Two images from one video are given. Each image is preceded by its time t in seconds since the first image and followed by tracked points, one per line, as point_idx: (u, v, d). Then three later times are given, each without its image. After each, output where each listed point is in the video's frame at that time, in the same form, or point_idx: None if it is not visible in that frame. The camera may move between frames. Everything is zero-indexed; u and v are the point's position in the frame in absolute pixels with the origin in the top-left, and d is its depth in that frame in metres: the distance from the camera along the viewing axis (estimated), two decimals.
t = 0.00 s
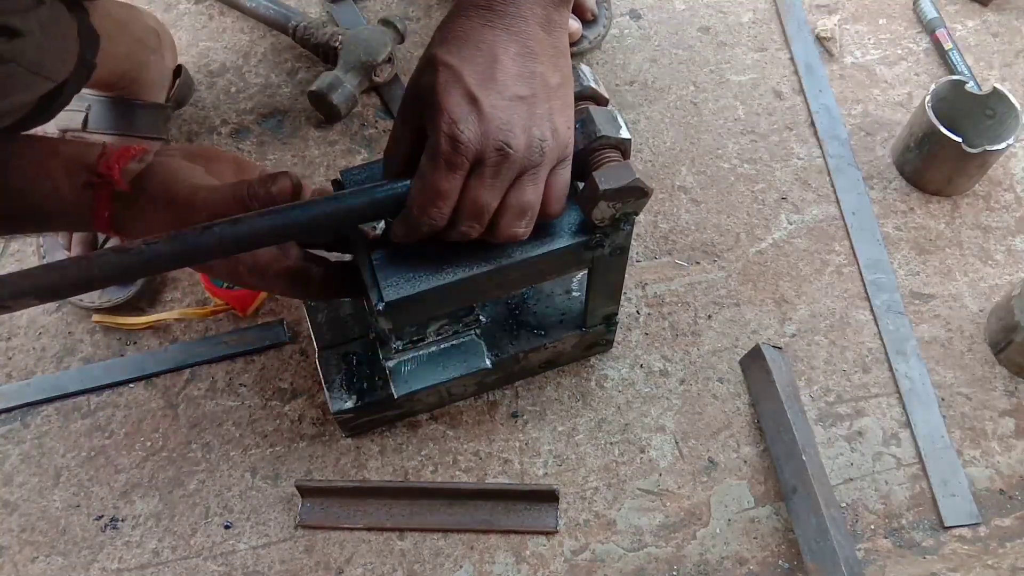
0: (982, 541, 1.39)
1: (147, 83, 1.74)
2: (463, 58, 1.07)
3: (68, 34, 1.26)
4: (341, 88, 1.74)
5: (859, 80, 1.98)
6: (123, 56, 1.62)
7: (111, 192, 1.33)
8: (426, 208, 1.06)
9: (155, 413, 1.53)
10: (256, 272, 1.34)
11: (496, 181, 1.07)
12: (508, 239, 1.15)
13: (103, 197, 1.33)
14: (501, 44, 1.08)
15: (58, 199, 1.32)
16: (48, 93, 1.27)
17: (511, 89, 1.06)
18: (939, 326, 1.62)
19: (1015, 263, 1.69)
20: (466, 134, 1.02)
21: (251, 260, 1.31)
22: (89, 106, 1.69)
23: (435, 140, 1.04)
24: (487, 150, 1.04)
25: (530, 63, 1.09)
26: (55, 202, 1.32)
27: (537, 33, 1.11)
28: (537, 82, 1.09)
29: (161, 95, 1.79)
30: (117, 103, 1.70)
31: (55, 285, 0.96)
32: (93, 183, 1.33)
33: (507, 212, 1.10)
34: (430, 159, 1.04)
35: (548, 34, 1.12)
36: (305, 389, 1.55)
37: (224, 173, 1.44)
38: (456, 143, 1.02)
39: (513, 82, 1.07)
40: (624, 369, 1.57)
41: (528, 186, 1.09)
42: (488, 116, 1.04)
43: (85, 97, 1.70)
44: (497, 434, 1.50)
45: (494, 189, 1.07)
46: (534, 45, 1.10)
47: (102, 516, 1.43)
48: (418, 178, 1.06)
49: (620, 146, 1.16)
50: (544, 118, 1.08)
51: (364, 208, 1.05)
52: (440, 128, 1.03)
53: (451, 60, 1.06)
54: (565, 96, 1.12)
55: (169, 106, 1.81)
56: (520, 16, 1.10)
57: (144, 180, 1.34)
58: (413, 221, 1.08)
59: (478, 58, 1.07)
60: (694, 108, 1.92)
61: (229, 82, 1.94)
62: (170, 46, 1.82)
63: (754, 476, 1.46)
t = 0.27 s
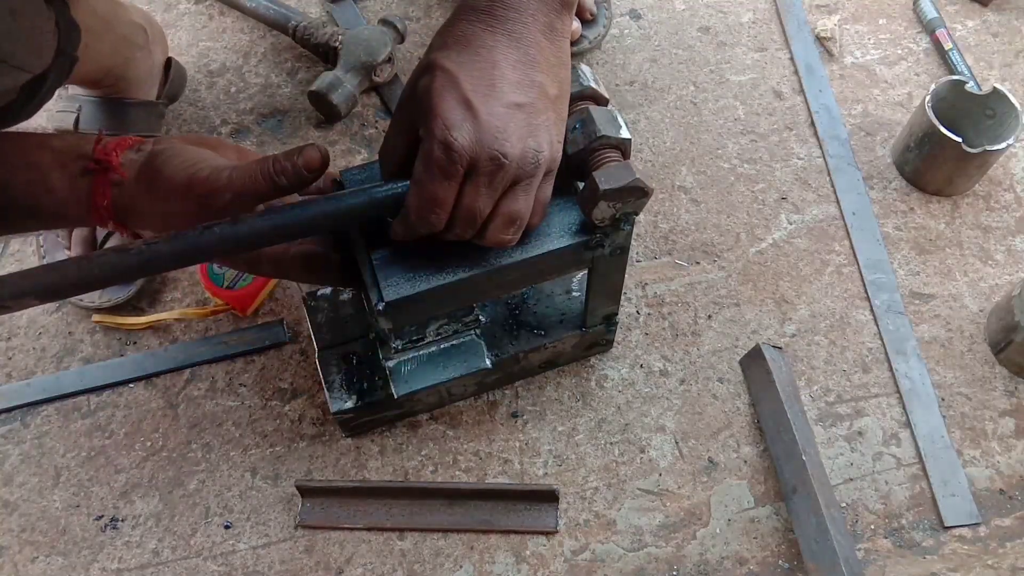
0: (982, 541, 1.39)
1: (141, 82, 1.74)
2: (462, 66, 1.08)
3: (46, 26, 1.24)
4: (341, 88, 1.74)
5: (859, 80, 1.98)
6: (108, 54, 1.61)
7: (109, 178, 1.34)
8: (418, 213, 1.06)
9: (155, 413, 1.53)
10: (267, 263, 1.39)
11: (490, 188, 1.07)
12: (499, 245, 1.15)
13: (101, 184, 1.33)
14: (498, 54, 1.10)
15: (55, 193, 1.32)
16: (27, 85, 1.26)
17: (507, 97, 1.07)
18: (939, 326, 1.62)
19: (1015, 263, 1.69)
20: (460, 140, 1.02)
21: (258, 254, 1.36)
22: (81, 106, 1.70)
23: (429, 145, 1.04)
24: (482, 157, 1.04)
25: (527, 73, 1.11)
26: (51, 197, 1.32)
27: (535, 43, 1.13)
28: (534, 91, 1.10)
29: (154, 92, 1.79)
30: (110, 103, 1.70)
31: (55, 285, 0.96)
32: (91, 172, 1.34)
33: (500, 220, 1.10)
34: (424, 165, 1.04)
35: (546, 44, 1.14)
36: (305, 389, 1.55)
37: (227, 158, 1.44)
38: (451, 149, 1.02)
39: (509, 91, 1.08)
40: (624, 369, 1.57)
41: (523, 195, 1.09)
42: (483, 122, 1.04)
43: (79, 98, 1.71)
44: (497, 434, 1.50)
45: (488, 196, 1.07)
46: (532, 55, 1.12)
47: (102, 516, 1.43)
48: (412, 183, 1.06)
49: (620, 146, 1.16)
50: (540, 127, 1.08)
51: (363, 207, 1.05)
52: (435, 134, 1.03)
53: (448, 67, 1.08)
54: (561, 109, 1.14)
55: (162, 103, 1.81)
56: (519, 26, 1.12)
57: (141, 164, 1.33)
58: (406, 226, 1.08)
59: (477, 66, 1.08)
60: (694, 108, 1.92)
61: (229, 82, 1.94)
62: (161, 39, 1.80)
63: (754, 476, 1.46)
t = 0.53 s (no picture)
0: (982, 541, 1.39)
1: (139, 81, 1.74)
2: (456, 73, 1.08)
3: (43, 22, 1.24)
4: (341, 88, 1.74)
5: (859, 80, 1.98)
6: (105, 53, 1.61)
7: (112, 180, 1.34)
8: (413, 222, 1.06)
9: (155, 413, 1.53)
10: (270, 265, 1.40)
11: (485, 197, 1.06)
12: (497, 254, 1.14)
13: (104, 184, 1.33)
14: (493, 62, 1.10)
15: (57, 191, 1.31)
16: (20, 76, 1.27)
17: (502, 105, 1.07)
18: (939, 326, 1.62)
19: (1015, 263, 1.69)
20: (453, 149, 1.03)
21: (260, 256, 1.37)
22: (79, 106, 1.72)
23: (423, 154, 1.04)
24: (476, 166, 1.04)
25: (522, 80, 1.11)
26: (55, 194, 1.31)
27: (531, 50, 1.13)
28: (530, 98, 1.10)
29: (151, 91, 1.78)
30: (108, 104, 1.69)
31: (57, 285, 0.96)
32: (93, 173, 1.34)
33: (497, 228, 1.09)
34: (418, 174, 1.04)
35: (543, 49, 1.14)
36: (305, 389, 1.55)
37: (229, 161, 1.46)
38: (444, 158, 1.03)
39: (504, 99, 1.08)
40: (624, 369, 1.57)
41: (519, 202, 1.09)
42: (477, 130, 1.04)
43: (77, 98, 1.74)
44: (497, 434, 1.50)
45: (483, 204, 1.07)
46: (528, 61, 1.12)
47: (102, 516, 1.43)
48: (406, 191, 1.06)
49: (620, 146, 1.15)
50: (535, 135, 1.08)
51: (363, 207, 1.05)
52: (428, 144, 1.03)
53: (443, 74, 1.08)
54: (558, 115, 1.14)
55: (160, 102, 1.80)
56: (515, 32, 1.12)
57: (145, 168, 1.34)
58: (401, 233, 1.09)
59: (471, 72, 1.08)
60: (694, 108, 1.92)
61: (229, 82, 1.94)
62: (157, 36, 1.79)
63: (754, 476, 1.46)
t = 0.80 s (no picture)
0: (982, 541, 1.39)
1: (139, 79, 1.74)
2: (448, 61, 1.08)
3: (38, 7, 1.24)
4: (340, 88, 1.74)
5: (859, 80, 1.98)
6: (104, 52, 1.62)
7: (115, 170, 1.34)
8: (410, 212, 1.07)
9: (155, 414, 1.53)
10: (267, 261, 1.39)
11: (482, 184, 1.06)
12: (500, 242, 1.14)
13: (105, 173, 1.33)
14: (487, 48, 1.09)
15: (57, 176, 1.30)
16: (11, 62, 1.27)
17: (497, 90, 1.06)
18: (939, 326, 1.62)
19: (1015, 263, 1.69)
20: (447, 137, 1.03)
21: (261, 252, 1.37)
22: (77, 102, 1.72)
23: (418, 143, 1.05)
24: (471, 153, 1.04)
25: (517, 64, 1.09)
26: (55, 180, 1.30)
27: (524, 33, 1.11)
28: (526, 82, 1.09)
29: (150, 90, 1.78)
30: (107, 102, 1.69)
31: (57, 285, 0.96)
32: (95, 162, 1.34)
33: (496, 216, 1.09)
34: (414, 163, 1.05)
35: (537, 32, 1.12)
36: (305, 389, 1.55)
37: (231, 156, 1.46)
38: (438, 146, 1.03)
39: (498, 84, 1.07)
40: (624, 369, 1.57)
41: (518, 188, 1.08)
42: (471, 118, 1.04)
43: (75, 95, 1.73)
44: (497, 434, 1.50)
45: (481, 192, 1.07)
46: (523, 44, 1.10)
47: (102, 516, 1.43)
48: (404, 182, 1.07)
49: (620, 146, 1.15)
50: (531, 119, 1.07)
51: (363, 208, 1.06)
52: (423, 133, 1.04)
53: (436, 64, 1.08)
54: (555, 98, 1.13)
55: (159, 102, 1.80)
56: (507, 15, 1.10)
57: (149, 161, 1.34)
58: (401, 225, 1.09)
59: (464, 59, 1.08)
60: (694, 108, 1.92)
61: (229, 82, 1.94)
62: (158, 35, 1.79)
63: (754, 476, 1.46)
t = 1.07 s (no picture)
0: (982, 541, 1.39)
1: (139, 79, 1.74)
2: (455, 53, 1.07)
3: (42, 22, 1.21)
4: (340, 88, 1.74)
5: (859, 80, 1.98)
6: (106, 56, 1.61)
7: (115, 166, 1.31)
8: (423, 204, 1.06)
9: (155, 414, 1.53)
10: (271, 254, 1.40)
11: (493, 174, 1.07)
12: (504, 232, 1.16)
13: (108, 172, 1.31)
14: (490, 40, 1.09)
15: (62, 181, 1.30)
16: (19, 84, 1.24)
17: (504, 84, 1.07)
18: (939, 326, 1.62)
19: (1015, 263, 1.69)
20: (460, 130, 1.03)
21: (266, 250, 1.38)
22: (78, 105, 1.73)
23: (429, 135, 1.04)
24: (483, 145, 1.04)
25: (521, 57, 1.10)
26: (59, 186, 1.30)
27: (526, 27, 1.11)
28: (530, 74, 1.10)
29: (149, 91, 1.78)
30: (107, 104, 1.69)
31: (56, 285, 0.96)
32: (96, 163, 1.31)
33: (506, 206, 1.10)
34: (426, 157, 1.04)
35: (537, 26, 1.13)
36: (305, 389, 1.55)
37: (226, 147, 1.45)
38: (451, 139, 1.03)
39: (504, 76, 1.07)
40: (624, 369, 1.57)
41: (526, 179, 1.10)
42: (482, 111, 1.04)
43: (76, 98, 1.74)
44: (497, 434, 1.50)
45: (491, 182, 1.07)
46: (526, 38, 1.11)
47: (102, 516, 1.43)
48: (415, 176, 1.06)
49: (620, 146, 1.15)
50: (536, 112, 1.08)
51: (363, 208, 1.05)
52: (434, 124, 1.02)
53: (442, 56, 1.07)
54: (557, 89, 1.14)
55: (158, 103, 1.80)
56: (510, 9, 1.10)
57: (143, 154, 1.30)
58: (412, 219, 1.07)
59: (471, 52, 1.07)
60: (694, 108, 1.92)
61: (229, 82, 1.94)
62: (157, 36, 1.78)
63: (754, 476, 1.46)
